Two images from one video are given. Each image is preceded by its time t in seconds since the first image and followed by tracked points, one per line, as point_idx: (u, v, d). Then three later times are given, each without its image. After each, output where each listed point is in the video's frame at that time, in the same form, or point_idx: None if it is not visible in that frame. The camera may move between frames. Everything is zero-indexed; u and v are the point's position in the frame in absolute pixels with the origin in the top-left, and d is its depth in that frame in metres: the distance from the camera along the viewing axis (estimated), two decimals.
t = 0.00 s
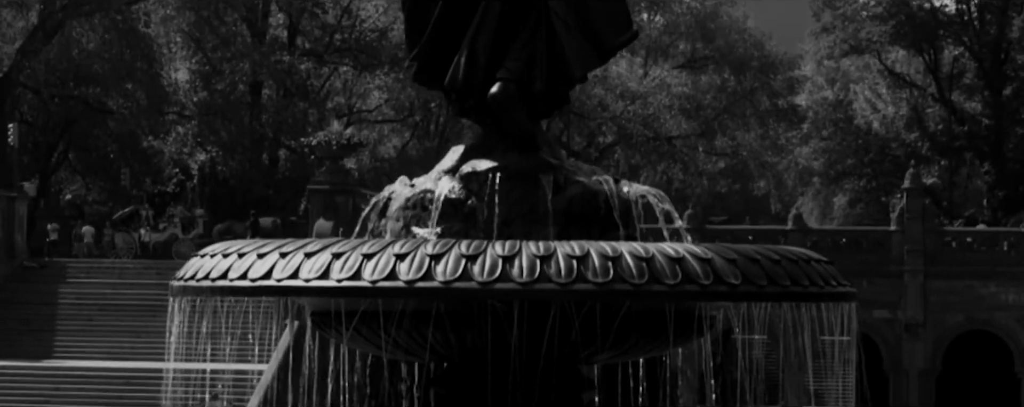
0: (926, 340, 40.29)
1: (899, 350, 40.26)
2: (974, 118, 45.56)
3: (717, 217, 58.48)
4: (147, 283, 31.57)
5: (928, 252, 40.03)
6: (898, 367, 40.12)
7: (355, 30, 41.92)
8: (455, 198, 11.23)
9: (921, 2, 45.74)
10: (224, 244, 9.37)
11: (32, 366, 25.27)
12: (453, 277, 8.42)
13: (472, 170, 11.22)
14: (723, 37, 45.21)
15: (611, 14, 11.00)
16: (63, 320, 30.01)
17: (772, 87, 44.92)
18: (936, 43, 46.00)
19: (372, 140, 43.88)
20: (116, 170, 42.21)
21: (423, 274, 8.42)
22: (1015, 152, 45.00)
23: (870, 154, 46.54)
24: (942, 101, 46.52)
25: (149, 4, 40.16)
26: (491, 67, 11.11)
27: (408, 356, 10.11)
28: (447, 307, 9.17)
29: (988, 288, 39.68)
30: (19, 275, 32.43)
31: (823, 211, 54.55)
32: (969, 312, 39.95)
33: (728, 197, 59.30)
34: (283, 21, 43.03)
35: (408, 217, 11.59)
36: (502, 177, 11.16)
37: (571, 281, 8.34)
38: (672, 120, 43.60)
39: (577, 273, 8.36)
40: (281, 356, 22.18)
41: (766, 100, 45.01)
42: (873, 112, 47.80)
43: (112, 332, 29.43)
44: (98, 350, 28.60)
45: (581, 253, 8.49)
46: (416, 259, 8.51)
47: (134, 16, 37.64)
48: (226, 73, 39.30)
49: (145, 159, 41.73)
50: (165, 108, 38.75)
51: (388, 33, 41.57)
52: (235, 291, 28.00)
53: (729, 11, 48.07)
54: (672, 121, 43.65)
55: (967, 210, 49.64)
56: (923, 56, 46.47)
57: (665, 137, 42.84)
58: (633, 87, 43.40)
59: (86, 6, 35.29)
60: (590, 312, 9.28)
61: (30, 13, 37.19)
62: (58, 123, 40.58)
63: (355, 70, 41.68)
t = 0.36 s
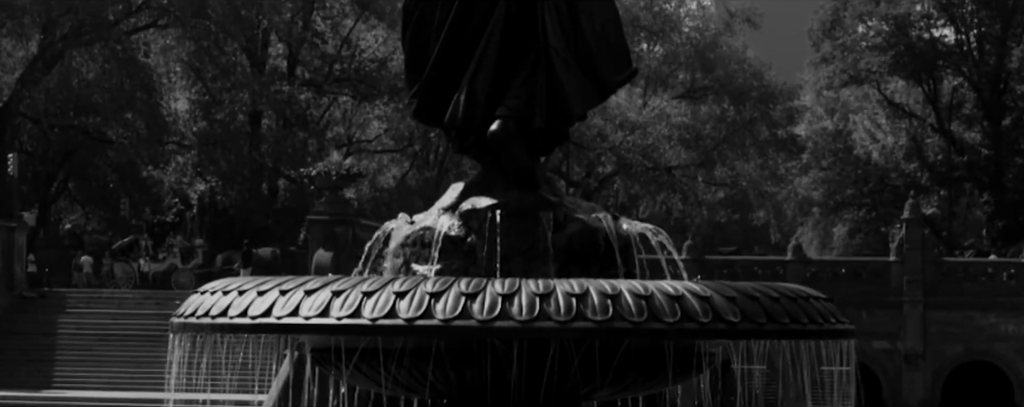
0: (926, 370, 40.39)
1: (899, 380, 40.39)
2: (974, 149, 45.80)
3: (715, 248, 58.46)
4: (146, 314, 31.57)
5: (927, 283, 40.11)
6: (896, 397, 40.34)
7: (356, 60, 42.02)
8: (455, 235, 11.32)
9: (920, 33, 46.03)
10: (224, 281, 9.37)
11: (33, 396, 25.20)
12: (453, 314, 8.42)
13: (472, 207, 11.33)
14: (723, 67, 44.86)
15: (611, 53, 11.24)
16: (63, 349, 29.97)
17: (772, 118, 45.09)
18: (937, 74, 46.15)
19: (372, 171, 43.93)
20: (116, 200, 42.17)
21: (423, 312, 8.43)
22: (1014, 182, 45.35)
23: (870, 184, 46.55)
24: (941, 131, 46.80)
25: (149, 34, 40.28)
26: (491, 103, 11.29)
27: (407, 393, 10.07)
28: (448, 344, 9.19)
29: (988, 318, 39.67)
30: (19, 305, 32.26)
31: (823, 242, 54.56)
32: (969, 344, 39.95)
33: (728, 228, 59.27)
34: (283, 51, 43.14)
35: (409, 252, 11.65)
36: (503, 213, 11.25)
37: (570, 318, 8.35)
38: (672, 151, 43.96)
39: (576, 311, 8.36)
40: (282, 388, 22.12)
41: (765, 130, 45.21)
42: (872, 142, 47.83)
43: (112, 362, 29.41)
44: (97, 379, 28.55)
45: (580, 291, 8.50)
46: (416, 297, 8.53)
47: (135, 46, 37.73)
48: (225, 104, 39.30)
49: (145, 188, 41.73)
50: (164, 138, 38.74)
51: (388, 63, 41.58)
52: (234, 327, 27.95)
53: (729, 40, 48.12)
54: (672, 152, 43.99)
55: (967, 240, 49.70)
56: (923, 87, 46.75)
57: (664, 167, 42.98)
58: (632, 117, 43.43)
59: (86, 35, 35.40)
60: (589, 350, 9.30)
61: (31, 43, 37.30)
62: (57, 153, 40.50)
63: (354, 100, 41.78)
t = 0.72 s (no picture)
0: (925, 403, 40.59)
1: None
2: (972, 184, 45.79)
3: (715, 283, 58.44)
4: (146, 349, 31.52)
5: (927, 318, 40.01)
6: None
7: (355, 94, 42.01)
8: (455, 277, 11.38)
9: (919, 67, 46.18)
10: (224, 322, 9.40)
11: None
12: (452, 357, 8.44)
13: (472, 248, 11.43)
14: (722, 101, 44.94)
15: (607, 98, 11.42)
16: (63, 383, 29.88)
17: (771, 152, 44.98)
18: (936, 108, 46.14)
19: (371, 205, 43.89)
20: (116, 234, 41.90)
21: (423, 354, 8.44)
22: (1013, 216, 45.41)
23: (869, 218, 46.77)
24: (941, 166, 46.69)
25: (149, 68, 40.10)
26: (491, 144, 11.35)
27: None
28: (447, 387, 9.25)
29: (988, 354, 39.65)
30: (19, 340, 31.88)
31: (822, 277, 54.54)
32: (968, 378, 39.99)
33: (727, 262, 59.33)
34: (283, 85, 43.01)
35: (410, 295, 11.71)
36: (502, 255, 11.35)
37: (569, 361, 8.36)
38: (670, 186, 44.10)
39: (575, 353, 8.39)
40: None
41: (764, 164, 45.08)
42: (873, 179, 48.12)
43: (113, 397, 29.36)
44: None
45: (580, 333, 8.51)
46: (416, 340, 8.53)
47: (134, 80, 37.86)
48: (224, 139, 39.45)
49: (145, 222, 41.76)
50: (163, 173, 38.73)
51: (387, 96, 41.58)
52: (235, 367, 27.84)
53: (728, 74, 48.13)
54: (671, 186, 44.15)
55: (966, 275, 49.75)
56: (922, 121, 46.70)
57: (663, 201, 43.13)
58: (631, 152, 43.38)
59: (85, 68, 35.58)
60: (588, 392, 9.36)
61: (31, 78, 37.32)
62: (57, 187, 40.47)
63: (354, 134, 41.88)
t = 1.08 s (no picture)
0: None
1: None
2: (972, 218, 45.74)
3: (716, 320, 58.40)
4: (146, 384, 31.45)
5: (927, 355, 39.89)
6: None
7: (355, 129, 42.06)
8: (453, 318, 10.42)
9: (918, 102, 46.18)
10: (226, 363, 9.32)
11: None
12: (450, 399, 7.79)
13: (470, 289, 10.40)
14: (723, 137, 44.87)
15: (609, 135, 9.83)
16: None
17: (771, 187, 45.17)
18: (935, 143, 46.19)
19: (371, 240, 43.83)
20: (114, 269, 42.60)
21: (422, 396, 7.80)
22: (1013, 250, 45.52)
23: (868, 252, 46.70)
24: (940, 200, 46.70)
25: (150, 103, 40.63)
26: (489, 186, 9.89)
27: None
28: None
29: (987, 388, 38.98)
30: (19, 374, 31.73)
31: (822, 312, 54.50)
32: None
33: (727, 298, 59.40)
34: (283, 120, 43.02)
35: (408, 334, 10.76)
36: (502, 297, 10.29)
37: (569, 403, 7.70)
38: (670, 220, 43.83)
39: (573, 395, 7.72)
40: None
41: (764, 199, 45.25)
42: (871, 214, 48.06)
43: None
44: None
45: (579, 375, 7.85)
46: (415, 382, 7.88)
47: (135, 115, 37.86)
48: (224, 173, 39.49)
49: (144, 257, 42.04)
50: (162, 208, 38.57)
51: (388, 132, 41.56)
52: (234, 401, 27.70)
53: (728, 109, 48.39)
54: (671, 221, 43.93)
55: (965, 310, 49.72)
56: (922, 156, 46.70)
57: (663, 236, 43.11)
58: (631, 186, 43.48)
59: (85, 104, 35.44)
60: None
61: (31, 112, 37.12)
62: (56, 221, 40.43)
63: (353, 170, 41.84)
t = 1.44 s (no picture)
0: None
1: None
2: (971, 250, 45.44)
3: (716, 352, 58.41)
4: None
5: (925, 387, 38.76)
6: None
7: (354, 161, 42.08)
8: (452, 356, 10.51)
9: (917, 133, 46.29)
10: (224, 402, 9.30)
11: None
12: None
13: (470, 327, 10.57)
14: (722, 168, 45.11)
15: (606, 175, 10.46)
16: None
17: (770, 219, 45.56)
18: (935, 174, 46.17)
19: (371, 272, 43.87)
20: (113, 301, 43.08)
21: None
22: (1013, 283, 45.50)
23: (868, 284, 47.39)
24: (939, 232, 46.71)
25: (150, 135, 40.65)
26: (488, 225, 10.60)
27: None
28: None
29: None
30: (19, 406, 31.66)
31: (822, 343, 54.52)
32: None
33: (727, 329, 59.37)
34: (283, 152, 43.04)
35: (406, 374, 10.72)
36: (501, 334, 10.50)
37: None
38: (670, 251, 43.76)
39: None
40: None
41: (764, 230, 45.70)
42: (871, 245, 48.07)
43: None
44: None
45: None
46: None
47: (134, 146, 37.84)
48: (224, 203, 39.36)
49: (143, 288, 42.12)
50: (162, 238, 38.53)
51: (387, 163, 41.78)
52: None
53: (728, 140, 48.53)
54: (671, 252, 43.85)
55: (965, 342, 49.74)
56: (921, 188, 46.70)
57: (663, 268, 43.11)
58: (630, 217, 43.02)
59: (85, 134, 35.40)
60: None
61: (30, 143, 37.11)
62: (56, 251, 40.44)
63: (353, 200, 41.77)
